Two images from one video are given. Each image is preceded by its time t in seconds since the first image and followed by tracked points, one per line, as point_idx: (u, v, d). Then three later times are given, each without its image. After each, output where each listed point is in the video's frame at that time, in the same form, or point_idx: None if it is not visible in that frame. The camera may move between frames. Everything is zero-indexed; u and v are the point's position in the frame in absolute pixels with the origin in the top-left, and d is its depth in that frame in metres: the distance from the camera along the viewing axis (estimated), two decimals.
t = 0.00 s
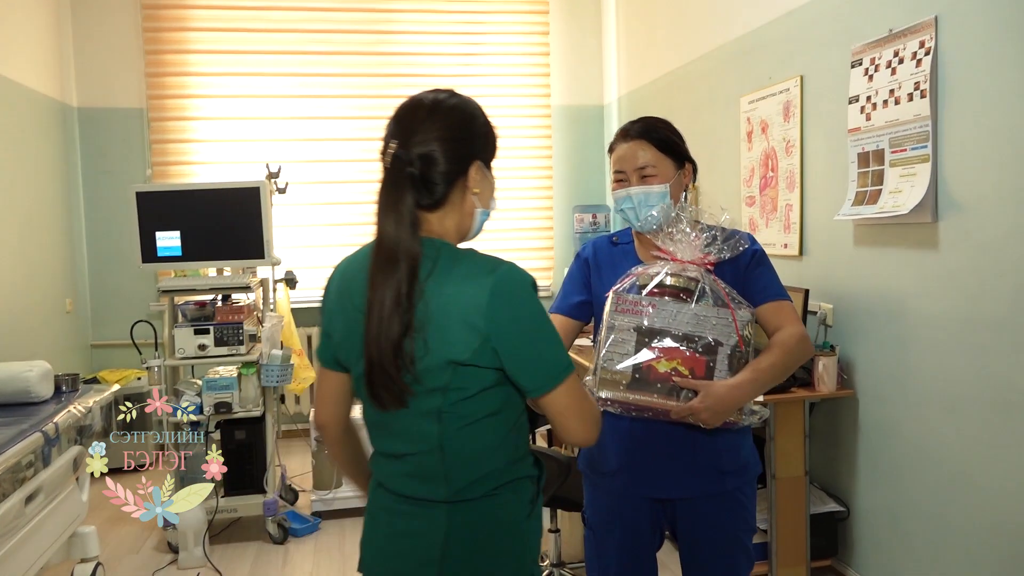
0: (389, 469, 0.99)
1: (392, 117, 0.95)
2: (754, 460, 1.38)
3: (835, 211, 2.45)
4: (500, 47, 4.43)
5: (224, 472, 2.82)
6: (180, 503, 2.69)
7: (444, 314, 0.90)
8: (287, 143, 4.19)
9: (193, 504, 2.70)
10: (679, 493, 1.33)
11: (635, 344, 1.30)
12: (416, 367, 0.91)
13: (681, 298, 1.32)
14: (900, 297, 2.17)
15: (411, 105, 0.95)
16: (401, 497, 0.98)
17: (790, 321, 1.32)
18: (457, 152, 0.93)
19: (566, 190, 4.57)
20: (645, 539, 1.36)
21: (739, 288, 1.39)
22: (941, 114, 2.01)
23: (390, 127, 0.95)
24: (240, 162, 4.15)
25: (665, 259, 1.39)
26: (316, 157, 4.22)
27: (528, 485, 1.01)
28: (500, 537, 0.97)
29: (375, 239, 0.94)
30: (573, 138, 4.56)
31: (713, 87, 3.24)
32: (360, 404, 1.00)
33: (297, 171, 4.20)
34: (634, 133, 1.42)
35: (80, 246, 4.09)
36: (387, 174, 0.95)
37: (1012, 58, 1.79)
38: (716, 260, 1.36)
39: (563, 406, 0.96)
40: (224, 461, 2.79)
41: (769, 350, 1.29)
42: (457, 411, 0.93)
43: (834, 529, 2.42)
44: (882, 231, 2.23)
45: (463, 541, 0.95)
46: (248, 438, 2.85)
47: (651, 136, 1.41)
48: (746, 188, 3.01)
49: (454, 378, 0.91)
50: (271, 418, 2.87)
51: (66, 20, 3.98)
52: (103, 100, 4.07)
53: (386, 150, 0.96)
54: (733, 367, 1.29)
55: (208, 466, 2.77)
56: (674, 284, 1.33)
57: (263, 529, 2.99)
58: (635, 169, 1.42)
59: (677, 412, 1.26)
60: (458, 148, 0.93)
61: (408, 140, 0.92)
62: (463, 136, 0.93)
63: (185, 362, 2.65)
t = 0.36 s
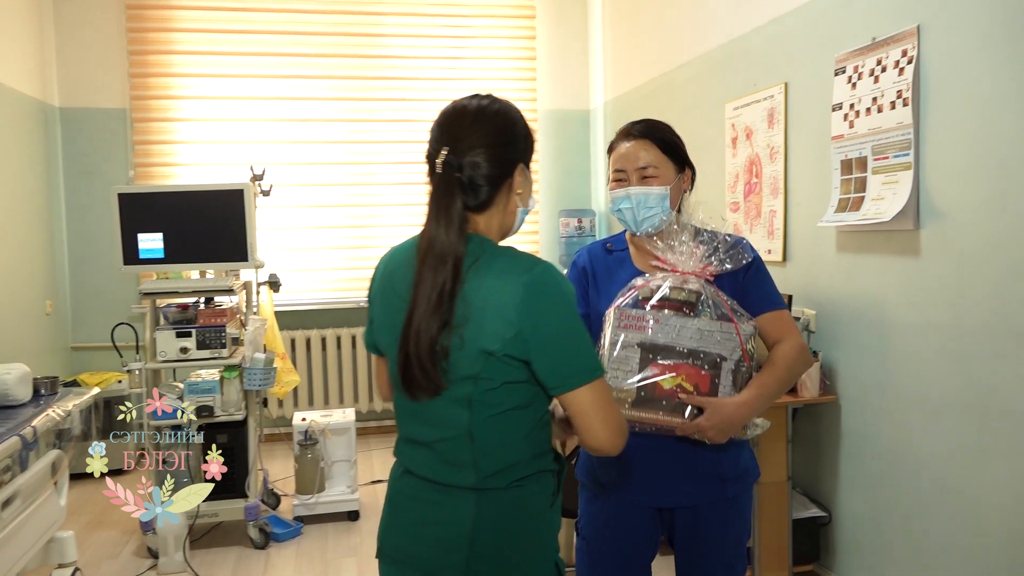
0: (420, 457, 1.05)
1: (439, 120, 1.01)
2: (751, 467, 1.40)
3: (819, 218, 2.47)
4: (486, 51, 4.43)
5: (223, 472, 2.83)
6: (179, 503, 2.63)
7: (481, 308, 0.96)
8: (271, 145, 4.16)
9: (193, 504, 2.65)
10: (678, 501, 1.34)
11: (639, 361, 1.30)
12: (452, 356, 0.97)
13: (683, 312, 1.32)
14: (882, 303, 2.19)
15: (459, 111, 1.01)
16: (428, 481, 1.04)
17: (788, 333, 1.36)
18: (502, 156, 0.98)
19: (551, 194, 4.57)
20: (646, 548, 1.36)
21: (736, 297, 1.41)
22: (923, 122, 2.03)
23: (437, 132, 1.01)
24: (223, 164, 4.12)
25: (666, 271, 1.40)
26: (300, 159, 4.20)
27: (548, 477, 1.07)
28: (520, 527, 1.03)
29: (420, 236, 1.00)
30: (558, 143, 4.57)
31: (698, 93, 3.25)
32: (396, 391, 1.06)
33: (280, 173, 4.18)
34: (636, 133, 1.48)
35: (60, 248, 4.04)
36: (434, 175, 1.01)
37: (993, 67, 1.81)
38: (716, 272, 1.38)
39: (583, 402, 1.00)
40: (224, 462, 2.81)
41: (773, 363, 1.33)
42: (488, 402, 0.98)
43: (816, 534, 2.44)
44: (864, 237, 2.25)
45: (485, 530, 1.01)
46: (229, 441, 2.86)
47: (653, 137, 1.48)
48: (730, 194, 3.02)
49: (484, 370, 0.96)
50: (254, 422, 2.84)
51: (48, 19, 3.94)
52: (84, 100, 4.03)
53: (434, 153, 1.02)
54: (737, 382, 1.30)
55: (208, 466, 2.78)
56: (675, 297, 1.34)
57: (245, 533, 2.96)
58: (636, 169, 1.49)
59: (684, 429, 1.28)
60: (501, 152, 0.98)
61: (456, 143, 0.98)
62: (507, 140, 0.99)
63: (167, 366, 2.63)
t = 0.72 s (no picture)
0: (456, 452, 1.08)
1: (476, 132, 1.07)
2: (738, 478, 1.45)
3: (797, 228, 2.49)
4: (470, 57, 4.43)
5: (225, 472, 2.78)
6: (180, 503, 2.72)
7: (532, 305, 1.03)
8: (251, 149, 4.14)
9: (193, 504, 2.72)
10: (666, 512, 1.38)
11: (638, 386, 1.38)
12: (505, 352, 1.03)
13: (678, 336, 1.40)
14: (858, 313, 2.21)
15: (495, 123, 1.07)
16: (465, 473, 1.07)
17: (780, 351, 1.47)
18: (540, 165, 1.06)
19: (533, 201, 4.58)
20: (635, 560, 1.39)
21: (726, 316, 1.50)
22: (899, 135, 2.06)
23: (476, 142, 1.07)
24: (202, 167, 4.09)
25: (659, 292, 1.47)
26: (280, 163, 4.17)
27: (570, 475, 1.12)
28: (551, 519, 1.07)
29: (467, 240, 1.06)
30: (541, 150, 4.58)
31: (679, 103, 3.27)
32: (434, 386, 1.11)
33: (260, 177, 4.16)
34: (632, 139, 1.56)
35: (35, 249, 3.99)
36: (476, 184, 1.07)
37: (969, 81, 1.84)
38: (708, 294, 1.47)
39: (620, 395, 1.06)
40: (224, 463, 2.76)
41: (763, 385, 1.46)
42: (534, 393, 1.05)
43: (792, 542, 2.45)
44: (842, 248, 2.27)
45: (521, 520, 1.05)
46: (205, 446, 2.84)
47: (649, 145, 1.56)
48: (710, 203, 3.04)
49: (536, 361, 1.03)
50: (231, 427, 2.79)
51: (25, 18, 3.90)
52: (62, 101, 3.99)
53: (473, 163, 1.08)
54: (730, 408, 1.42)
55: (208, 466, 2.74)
56: (669, 321, 1.41)
57: (219, 540, 2.93)
58: (629, 174, 1.56)
59: (679, 456, 1.35)
60: (540, 161, 1.05)
61: (498, 152, 1.05)
62: (544, 150, 1.06)
63: (142, 370, 2.60)
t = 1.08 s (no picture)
0: (470, 446, 1.13)
1: (503, 132, 1.13)
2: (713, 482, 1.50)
3: (777, 231, 2.49)
4: (451, 55, 4.40)
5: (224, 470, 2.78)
6: (180, 503, 2.68)
7: (562, 300, 1.09)
8: (228, 145, 4.09)
9: (194, 505, 2.68)
10: (641, 516, 1.42)
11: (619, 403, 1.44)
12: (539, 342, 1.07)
13: (658, 350, 1.46)
14: (837, 316, 2.21)
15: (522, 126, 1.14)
16: (481, 465, 1.12)
17: (758, 361, 1.54)
18: (565, 168, 1.13)
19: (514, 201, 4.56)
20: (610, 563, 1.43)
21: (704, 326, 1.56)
22: (878, 139, 2.06)
23: (503, 143, 1.13)
24: (178, 164, 4.03)
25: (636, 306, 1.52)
26: (258, 160, 4.13)
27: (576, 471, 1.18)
28: (562, 513, 1.12)
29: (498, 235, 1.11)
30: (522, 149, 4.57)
31: (661, 105, 3.27)
32: (451, 380, 1.14)
33: (237, 175, 4.10)
34: (614, 140, 1.57)
35: (5, 246, 3.91)
36: (505, 182, 1.12)
37: (947, 86, 1.85)
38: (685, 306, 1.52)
39: (633, 390, 1.14)
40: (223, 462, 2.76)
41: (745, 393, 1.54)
42: (556, 384, 1.11)
43: (770, 545, 2.45)
44: (821, 252, 2.27)
45: (536, 512, 1.10)
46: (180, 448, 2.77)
47: (632, 150, 1.56)
48: (691, 205, 3.04)
49: (564, 353, 1.09)
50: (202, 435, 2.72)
51: None
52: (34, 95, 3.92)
53: (500, 161, 1.13)
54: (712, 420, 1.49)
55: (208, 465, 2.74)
56: (650, 336, 1.46)
57: (192, 543, 2.87)
58: (607, 175, 1.57)
59: (665, 472, 1.41)
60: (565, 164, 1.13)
61: (530, 153, 1.11)
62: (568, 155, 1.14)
63: (114, 370, 2.55)
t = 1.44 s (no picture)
0: (464, 440, 1.16)
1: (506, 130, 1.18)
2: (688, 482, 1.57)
3: (760, 227, 2.47)
4: (431, 46, 4.34)
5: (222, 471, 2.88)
6: (180, 502, 2.71)
7: (564, 294, 1.15)
8: (201, 136, 4.01)
9: (193, 504, 2.72)
10: (619, 517, 1.49)
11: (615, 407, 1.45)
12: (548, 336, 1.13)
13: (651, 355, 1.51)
14: (819, 312, 2.20)
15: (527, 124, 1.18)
16: (472, 459, 1.16)
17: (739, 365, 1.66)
18: (565, 168, 1.19)
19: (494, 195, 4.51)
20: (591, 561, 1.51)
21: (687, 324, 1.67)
22: (862, 134, 2.05)
23: (505, 142, 1.17)
24: (149, 155, 3.95)
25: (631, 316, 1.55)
26: (231, 152, 4.05)
27: (568, 467, 1.21)
28: (550, 508, 1.15)
29: (504, 229, 1.15)
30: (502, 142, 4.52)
31: (643, 98, 3.24)
32: (446, 374, 1.18)
33: (210, 167, 4.03)
34: (600, 136, 1.58)
35: None
36: (509, 177, 1.17)
37: (930, 80, 1.83)
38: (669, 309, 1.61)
39: (628, 388, 1.20)
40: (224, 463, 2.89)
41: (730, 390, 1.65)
42: (553, 379, 1.15)
43: (751, 544, 2.43)
44: (804, 248, 2.25)
45: (525, 506, 1.13)
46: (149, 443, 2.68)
47: (619, 147, 1.58)
48: (674, 200, 3.01)
49: (566, 347, 1.15)
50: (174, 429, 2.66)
51: None
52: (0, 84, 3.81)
53: (507, 158, 1.17)
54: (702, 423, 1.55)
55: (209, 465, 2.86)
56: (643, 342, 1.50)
57: (164, 544, 2.81)
58: (592, 173, 1.56)
59: (661, 480, 1.46)
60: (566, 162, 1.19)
61: (534, 152, 1.16)
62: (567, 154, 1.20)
63: (83, 367, 2.48)
